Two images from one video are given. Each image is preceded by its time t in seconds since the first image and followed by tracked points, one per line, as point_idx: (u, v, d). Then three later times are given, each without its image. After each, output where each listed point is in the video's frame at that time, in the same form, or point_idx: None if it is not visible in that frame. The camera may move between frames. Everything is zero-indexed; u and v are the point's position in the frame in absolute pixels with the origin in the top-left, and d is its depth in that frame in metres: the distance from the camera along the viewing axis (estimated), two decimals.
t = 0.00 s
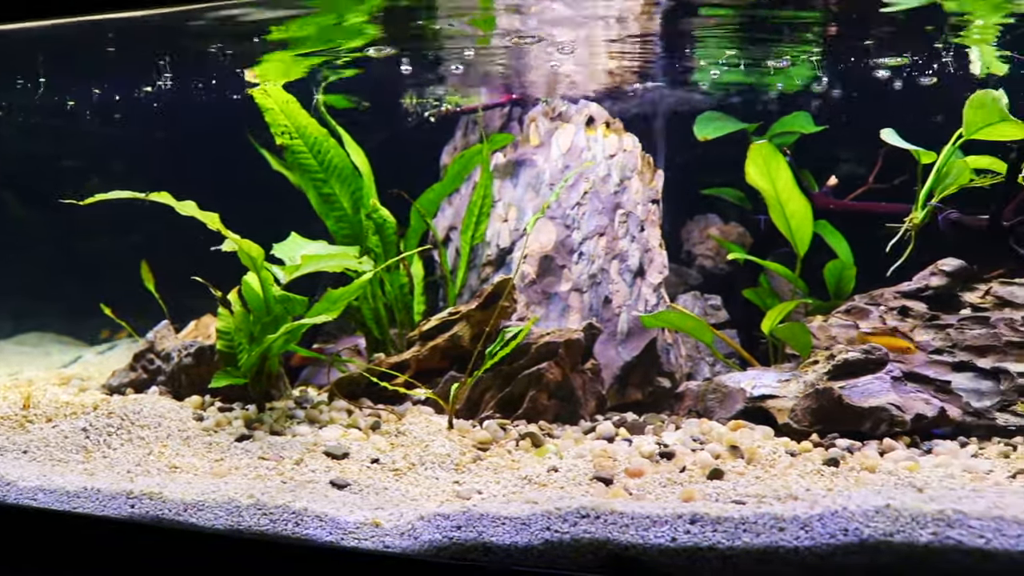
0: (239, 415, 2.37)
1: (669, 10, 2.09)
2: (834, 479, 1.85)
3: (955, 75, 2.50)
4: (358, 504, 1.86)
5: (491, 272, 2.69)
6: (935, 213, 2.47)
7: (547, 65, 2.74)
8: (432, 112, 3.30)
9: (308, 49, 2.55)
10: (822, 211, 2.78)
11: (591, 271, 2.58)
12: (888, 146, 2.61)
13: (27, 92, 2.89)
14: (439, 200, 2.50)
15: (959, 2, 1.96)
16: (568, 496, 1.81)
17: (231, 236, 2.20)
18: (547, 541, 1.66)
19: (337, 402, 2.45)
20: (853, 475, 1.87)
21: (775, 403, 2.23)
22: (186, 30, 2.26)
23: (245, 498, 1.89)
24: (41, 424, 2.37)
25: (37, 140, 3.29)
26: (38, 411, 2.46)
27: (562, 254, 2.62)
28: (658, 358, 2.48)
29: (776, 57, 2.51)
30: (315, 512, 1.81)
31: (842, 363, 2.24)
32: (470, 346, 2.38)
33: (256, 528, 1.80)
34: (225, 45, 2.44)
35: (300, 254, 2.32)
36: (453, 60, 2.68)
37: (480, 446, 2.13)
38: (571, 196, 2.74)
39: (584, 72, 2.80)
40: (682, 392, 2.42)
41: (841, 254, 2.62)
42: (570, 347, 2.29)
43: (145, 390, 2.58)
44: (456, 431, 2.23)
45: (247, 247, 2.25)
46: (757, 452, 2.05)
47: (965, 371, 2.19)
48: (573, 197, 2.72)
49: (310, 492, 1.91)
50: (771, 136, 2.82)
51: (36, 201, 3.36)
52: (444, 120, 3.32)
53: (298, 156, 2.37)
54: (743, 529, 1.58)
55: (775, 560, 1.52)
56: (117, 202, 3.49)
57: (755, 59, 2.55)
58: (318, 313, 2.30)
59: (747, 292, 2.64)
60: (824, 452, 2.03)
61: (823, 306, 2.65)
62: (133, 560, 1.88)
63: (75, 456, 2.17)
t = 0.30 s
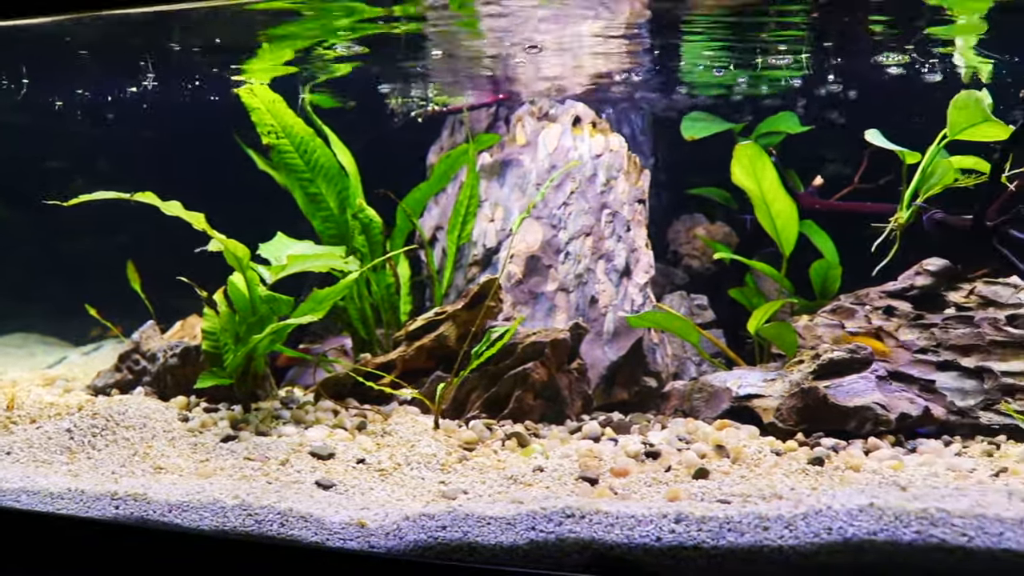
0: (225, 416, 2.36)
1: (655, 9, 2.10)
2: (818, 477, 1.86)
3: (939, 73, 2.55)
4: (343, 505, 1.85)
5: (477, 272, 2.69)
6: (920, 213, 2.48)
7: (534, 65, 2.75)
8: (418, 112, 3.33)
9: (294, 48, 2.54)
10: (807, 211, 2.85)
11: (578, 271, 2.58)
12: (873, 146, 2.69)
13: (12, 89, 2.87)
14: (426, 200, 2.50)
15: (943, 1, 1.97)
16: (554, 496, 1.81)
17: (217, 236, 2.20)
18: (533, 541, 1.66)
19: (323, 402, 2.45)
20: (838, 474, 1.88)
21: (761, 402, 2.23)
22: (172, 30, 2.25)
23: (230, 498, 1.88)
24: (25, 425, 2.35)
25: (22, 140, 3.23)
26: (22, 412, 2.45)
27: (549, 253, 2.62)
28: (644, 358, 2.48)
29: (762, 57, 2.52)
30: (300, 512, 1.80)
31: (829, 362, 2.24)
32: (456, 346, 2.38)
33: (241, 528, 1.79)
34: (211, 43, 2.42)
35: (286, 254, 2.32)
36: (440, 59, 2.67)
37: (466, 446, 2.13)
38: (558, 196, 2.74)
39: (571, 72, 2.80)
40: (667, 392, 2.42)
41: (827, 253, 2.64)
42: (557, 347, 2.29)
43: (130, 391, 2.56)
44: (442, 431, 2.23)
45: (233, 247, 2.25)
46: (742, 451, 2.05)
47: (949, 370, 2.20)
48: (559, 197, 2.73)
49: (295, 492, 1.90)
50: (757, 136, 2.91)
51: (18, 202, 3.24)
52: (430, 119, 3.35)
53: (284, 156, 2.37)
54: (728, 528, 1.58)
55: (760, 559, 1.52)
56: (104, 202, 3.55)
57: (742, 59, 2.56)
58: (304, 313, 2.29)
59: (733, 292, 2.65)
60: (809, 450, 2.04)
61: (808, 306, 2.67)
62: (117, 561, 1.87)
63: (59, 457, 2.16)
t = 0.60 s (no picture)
0: (211, 416, 2.34)
1: (643, 8, 2.10)
2: (804, 476, 1.86)
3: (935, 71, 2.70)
4: (329, 505, 1.85)
5: (465, 272, 2.68)
6: (904, 213, 2.56)
7: (521, 64, 2.75)
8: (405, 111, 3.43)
9: (280, 45, 2.53)
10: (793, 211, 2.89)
11: (564, 271, 2.58)
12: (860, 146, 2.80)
13: None
14: (413, 200, 2.49)
15: None
16: (539, 496, 1.81)
17: (203, 236, 2.18)
18: (518, 541, 1.65)
19: (309, 402, 2.44)
20: (824, 473, 1.88)
21: (746, 401, 2.24)
22: (157, 29, 2.24)
23: (216, 499, 1.87)
24: (9, 426, 2.33)
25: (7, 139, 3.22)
26: (6, 413, 2.43)
27: (535, 253, 2.62)
28: (631, 358, 2.47)
29: (748, 53, 2.53)
30: (286, 513, 1.79)
31: (815, 361, 2.26)
32: (443, 346, 2.38)
33: (227, 528, 1.78)
34: (197, 42, 2.42)
35: (273, 254, 2.31)
36: (427, 58, 2.67)
37: (452, 446, 2.13)
38: (545, 196, 2.73)
39: (557, 69, 2.81)
40: (654, 392, 2.42)
41: (812, 253, 2.64)
42: (543, 346, 2.28)
43: (116, 392, 2.54)
44: (429, 431, 2.22)
45: (220, 247, 2.24)
46: (728, 450, 2.06)
47: (934, 369, 2.22)
48: (546, 196, 2.73)
49: (281, 493, 1.89)
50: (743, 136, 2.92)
51: None
52: (417, 118, 3.44)
53: (271, 156, 2.35)
54: (712, 528, 1.58)
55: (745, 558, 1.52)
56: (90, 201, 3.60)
57: (728, 56, 2.57)
58: (290, 313, 2.27)
59: (720, 292, 2.64)
60: (794, 450, 2.04)
61: (795, 306, 2.71)
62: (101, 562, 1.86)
63: (44, 458, 2.14)
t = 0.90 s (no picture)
0: (195, 417, 2.32)
1: (627, 9, 2.12)
2: (787, 475, 1.87)
3: (920, 75, 2.79)
4: (312, 506, 1.84)
5: (449, 272, 2.69)
6: (887, 212, 2.59)
7: (507, 63, 2.76)
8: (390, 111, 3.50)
9: (266, 44, 2.52)
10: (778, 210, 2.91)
11: (549, 271, 2.58)
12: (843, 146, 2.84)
13: None
14: (397, 200, 2.49)
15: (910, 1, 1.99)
16: (522, 495, 1.80)
17: (187, 236, 2.17)
18: (501, 541, 1.65)
19: (294, 402, 2.43)
20: (807, 472, 1.88)
21: (731, 400, 2.24)
22: (142, 28, 2.23)
23: (199, 500, 1.86)
24: None
25: None
26: None
27: (520, 253, 2.63)
28: (615, 358, 2.48)
29: (732, 52, 2.55)
30: (269, 514, 1.79)
31: (800, 360, 2.24)
32: (427, 346, 2.38)
33: (211, 530, 1.76)
34: (181, 41, 2.42)
35: (257, 254, 2.30)
36: (412, 57, 2.68)
37: (437, 446, 2.12)
38: (529, 195, 2.74)
39: (542, 68, 2.83)
40: (639, 391, 2.43)
41: (797, 252, 2.67)
42: (528, 346, 2.28)
43: (99, 393, 2.53)
44: (413, 432, 2.22)
45: (203, 247, 2.23)
46: (711, 450, 2.06)
47: (917, 368, 2.23)
48: (530, 196, 2.73)
49: (264, 494, 1.89)
50: (728, 136, 2.96)
51: None
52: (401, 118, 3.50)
53: (255, 155, 2.35)
54: (695, 527, 1.58)
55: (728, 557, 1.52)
56: (72, 201, 3.56)
57: (712, 54, 2.59)
58: (274, 313, 2.26)
59: (704, 291, 2.67)
60: (778, 449, 2.04)
61: (780, 305, 2.73)
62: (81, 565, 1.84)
63: (25, 459, 2.10)
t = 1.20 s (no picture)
0: (178, 417, 2.31)
1: (611, 9, 2.13)
2: (770, 474, 1.87)
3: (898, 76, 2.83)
4: (295, 507, 1.82)
5: (433, 272, 2.69)
6: (870, 212, 2.60)
7: (491, 63, 2.78)
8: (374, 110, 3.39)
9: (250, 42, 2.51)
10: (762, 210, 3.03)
11: (533, 270, 2.58)
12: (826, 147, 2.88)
13: None
14: (381, 200, 2.49)
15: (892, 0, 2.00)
16: (505, 495, 1.79)
17: (170, 236, 2.16)
18: (484, 541, 1.63)
19: (278, 403, 2.43)
20: (789, 471, 1.89)
21: (714, 400, 2.25)
22: (123, 27, 2.23)
23: (181, 501, 1.83)
24: None
25: None
26: None
27: (504, 253, 2.63)
28: (599, 357, 2.48)
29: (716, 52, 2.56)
30: (252, 514, 1.76)
31: (783, 360, 2.24)
32: (411, 346, 2.38)
33: (192, 531, 1.73)
34: (164, 40, 2.41)
35: (240, 254, 2.30)
36: (397, 56, 2.68)
37: (420, 446, 2.12)
38: (513, 195, 2.74)
39: (526, 68, 2.85)
40: (623, 391, 2.43)
41: (781, 251, 2.70)
42: (511, 346, 2.29)
43: (81, 393, 2.52)
44: (396, 432, 2.21)
45: (186, 247, 2.23)
46: (695, 450, 2.06)
47: (900, 368, 2.25)
48: (514, 196, 2.73)
49: (246, 495, 1.87)
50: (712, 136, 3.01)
51: None
52: (385, 117, 3.39)
53: (238, 155, 2.34)
54: (678, 526, 1.57)
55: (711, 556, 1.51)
56: (55, 201, 3.55)
57: (695, 53, 2.60)
58: (257, 313, 2.24)
59: (688, 291, 2.71)
60: (761, 448, 2.05)
61: (763, 305, 2.74)
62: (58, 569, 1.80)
63: (5, 461, 2.06)
